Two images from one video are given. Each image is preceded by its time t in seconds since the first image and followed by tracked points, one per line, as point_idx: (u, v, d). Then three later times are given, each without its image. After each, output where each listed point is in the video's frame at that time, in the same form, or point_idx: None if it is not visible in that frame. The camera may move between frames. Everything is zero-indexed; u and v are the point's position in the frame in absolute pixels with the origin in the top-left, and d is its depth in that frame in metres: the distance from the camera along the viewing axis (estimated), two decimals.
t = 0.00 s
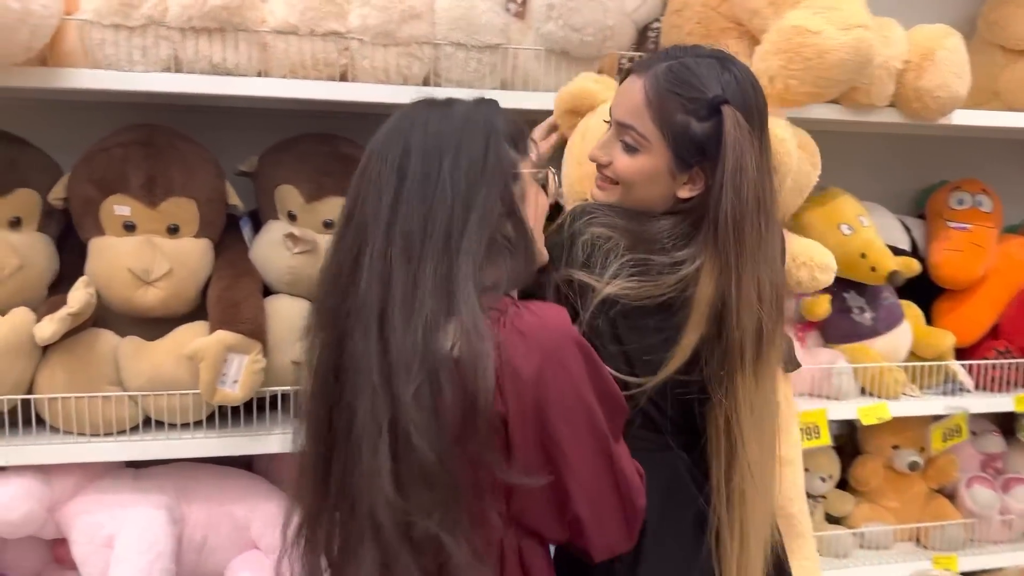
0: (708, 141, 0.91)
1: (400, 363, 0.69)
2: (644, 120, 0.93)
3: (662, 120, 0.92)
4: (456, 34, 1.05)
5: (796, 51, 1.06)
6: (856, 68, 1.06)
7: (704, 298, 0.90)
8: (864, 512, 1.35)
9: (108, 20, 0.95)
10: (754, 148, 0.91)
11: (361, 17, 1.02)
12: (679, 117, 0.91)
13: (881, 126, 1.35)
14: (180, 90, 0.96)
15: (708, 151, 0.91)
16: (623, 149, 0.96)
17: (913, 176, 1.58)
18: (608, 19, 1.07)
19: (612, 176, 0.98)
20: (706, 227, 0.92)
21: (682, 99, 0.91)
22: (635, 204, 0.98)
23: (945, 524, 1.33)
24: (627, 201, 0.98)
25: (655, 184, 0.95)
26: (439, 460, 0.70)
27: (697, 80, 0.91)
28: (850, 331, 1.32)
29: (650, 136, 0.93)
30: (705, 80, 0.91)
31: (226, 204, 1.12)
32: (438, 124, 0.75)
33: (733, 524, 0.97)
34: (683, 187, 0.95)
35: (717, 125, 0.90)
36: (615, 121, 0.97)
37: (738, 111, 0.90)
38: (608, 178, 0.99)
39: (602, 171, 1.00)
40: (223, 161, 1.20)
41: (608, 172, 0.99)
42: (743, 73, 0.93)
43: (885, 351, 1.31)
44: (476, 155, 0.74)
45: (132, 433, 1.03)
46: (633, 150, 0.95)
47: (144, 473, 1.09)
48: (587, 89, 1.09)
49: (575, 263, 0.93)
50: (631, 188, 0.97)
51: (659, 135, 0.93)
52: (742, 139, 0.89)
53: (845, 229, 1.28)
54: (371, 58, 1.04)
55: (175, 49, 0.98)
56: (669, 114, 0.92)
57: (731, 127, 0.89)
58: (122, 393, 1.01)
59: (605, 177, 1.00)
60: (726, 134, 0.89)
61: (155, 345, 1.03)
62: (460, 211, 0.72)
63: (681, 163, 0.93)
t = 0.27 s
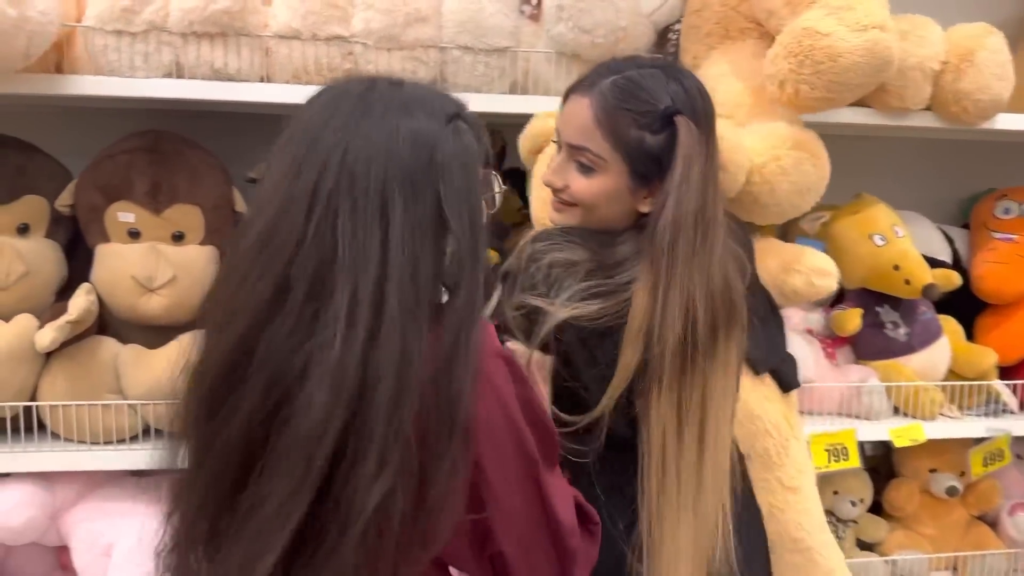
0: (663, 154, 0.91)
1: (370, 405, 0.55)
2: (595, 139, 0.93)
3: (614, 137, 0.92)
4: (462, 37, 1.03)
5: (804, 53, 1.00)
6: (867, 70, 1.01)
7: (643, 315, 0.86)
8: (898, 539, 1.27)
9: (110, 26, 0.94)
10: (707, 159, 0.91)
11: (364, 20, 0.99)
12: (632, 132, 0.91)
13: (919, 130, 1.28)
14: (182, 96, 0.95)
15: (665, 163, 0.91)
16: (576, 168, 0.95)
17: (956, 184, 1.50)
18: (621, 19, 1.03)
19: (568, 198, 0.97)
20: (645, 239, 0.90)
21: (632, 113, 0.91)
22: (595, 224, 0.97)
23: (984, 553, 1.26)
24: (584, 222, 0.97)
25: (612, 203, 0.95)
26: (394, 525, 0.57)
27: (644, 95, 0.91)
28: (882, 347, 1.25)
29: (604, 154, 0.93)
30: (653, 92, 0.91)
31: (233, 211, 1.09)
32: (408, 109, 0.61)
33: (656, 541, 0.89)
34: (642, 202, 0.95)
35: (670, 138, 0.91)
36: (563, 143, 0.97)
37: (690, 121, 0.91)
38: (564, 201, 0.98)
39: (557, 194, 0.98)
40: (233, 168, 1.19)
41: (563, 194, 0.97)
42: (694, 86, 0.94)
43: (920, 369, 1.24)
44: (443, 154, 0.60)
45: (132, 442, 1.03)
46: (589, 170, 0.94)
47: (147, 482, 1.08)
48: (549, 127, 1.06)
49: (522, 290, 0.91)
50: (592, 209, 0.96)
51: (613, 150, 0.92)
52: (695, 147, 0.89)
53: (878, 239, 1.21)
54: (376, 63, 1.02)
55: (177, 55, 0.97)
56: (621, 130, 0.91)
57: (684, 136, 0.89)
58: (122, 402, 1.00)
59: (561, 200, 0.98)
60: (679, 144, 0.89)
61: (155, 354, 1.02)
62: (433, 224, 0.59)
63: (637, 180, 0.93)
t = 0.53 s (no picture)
0: (736, 132, 0.86)
1: (263, 392, 0.58)
2: (667, 121, 0.88)
3: (686, 118, 0.87)
4: (479, 36, 1.01)
5: (835, 49, 0.96)
6: (903, 64, 0.96)
7: (711, 284, 0.85)
8: (933, 555, 1.22)
9: (125, 27, 0.95)
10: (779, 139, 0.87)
11: (379, 20, 0.98)
12: (704, 112, 0.87)
13: (958, 130, 1.23)
14: (196, 96, 0.95)
15: (736, 142, 0.86)
16: (647, 153, 0.90)
17: (999, 187, 1.44)
18: (641, 16, 1.00)
19: (641, 186, 0.90)
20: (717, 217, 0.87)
21: (705, 93, 0.87)
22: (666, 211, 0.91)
23: None
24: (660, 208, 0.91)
25: (686, 184, 0.89)
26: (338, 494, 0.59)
27: (715, 75, 0.87)
28: (916, 355, 1.20)
29: (677, 135, 0.87)
30: (722, 71, 0.88)
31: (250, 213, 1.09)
32: (289, 130, 0.65)
33: (679, 514, 0.91)
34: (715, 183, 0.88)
35: (742, 114, 0.86)
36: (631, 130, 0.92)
37: (761, 98, 0.87)
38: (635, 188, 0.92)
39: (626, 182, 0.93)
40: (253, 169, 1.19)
41: (634, 182, 0.91)
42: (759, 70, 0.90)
43: (956, 379, 1.19)
44: (336, 157, 0.64)
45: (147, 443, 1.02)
46: (660, 154, 0.89)
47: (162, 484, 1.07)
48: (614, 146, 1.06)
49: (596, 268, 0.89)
50: (664, 193, 0.90)
51: (686, 131, 0.87)
52: (769, 124, 0.86)
53: (913, 244, 1.16)
54: (391, 63, 1.00)
55: (192, 55, 0.97)
56: (692, 109, 0.87)
57: (758, 114, 0.85)
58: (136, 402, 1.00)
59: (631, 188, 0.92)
60: (754, 122, 0.85)
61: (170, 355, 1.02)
62: (324, 220, 0.62)
63: (712, 160, 0.88)
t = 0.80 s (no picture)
0: (808, 129, 0.80)
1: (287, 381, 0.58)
2: (737, 116, 0.80)
3: (758, 112, 0.79)
4: (500, 40, 1.01)
5: (867, 50, 0.94)
6: (935, 65, 0.95)
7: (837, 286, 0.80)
8: (963, 565, 1.20)
9: (151, 33, 0.96)
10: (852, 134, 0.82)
11: (401, 24, 0.98)
12: (774, 106, 0.79)
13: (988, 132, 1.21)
14: (220, 101, 0.96)
15: (811, 139, 0.80)
16: (711, 151, 0.82)
17: None
18: (664, 19, 1.00)
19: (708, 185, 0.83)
20: (813, 219, 0.80)
21: (774, 87, 0.79)
22: (733, 212, 0.83)
23: None
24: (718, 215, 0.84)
25: (756, 182, 0.81)
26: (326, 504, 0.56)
27: (784, 70, 0.81)
28: (945, 361, 1.18)
29: (748, 131, 0.80)
30: (792, 68, 0.81)
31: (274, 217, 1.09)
32: (374, 125, 0.64)
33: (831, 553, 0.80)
34: (785, 181, 0.81)
35: (812, 111, 0.80)
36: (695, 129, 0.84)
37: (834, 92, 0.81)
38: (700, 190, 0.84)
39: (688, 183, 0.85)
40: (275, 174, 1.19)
41: (699, 182, 0.84)
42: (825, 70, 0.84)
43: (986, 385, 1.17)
44: (410, 169, 0.62)
45: (172, 446, 1.03)
46: (727, 153, 0.81)
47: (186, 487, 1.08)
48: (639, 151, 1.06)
49: (701, 299, 0.74)
50: (732, 192, 0.82)
51: (758, 126, 0.80)
52: (844, 121, 0.80)
53: (942, 248, 1.14)
54: (413, 67, 1.00)
55: (216, 61, 0.98)
56: (763, 104, 0.79)
57: (834, 108, 0.79)
58: (161, 406, 1.01)
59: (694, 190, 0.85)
60: (829, 118, 0.79)
61: (194, 359, 1.02)
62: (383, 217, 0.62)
63: (783, 156, 0.80)
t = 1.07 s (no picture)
0: (825, 128, 0.81)
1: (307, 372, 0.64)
2: (754, 118, 0.80)
3: (775, 114, 0.80)
4: (498, 48, 1.01)
5: (867, 59, 0.95)
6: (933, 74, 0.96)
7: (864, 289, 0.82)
8: (960, 568, 1.20)
9: (147, 42, 0.95)
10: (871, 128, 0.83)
11: (400, 33, 0.98)
12: (790, 106, 0.80)
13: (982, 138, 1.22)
14: (218, 111, 0.95)
15: (831, 138, 0.81)
16: (728, 156, 0.82)
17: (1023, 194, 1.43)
18: (662, 27, 1.00)
19: (725, 191, 0.82)
20: (842, 221, 0.82)
21: (790, 88, 0.80)
22: (751, 218, 0.83)
23: None
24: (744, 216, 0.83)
25: (776, 185, 0.81)
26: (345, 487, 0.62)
27: (797, 71, 0.82)
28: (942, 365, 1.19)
29: (766, 133, 0.80)
30: (805, 69, 0.82)
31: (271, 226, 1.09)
32: (375, 133, 0.70)
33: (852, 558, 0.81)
34: (805, 183, 0.82)
35: (832, 108, 0.81)
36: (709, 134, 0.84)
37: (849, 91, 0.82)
38: (717, 195, 0.84)
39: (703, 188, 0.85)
40: (272, 182, 1.19)
41: (714, 187, 0.83)
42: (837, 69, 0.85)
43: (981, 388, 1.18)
44: (410, 165, 0.68)
45: (171, 456, 1.02)
46: (744, 156, 0.81)
47: (184, 498, 1.07)
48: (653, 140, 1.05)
49: (725, 306, 0.76)
50: (750, 197, 0.82)
51: (776, 128, 0.80)
52: (862, 118, 0.82)
53: (940, 253, 1.14)
54: (412, 75, 1.00)
55: (214, 70, 0.97)
56: (779, 105, 0.80)
57: (850, 109, 0.81)
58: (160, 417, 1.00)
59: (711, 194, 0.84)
60: (848, 117, 0.81)
61: (193, 369, 1.02)
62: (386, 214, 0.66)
63: (802, 156, 0.81)
